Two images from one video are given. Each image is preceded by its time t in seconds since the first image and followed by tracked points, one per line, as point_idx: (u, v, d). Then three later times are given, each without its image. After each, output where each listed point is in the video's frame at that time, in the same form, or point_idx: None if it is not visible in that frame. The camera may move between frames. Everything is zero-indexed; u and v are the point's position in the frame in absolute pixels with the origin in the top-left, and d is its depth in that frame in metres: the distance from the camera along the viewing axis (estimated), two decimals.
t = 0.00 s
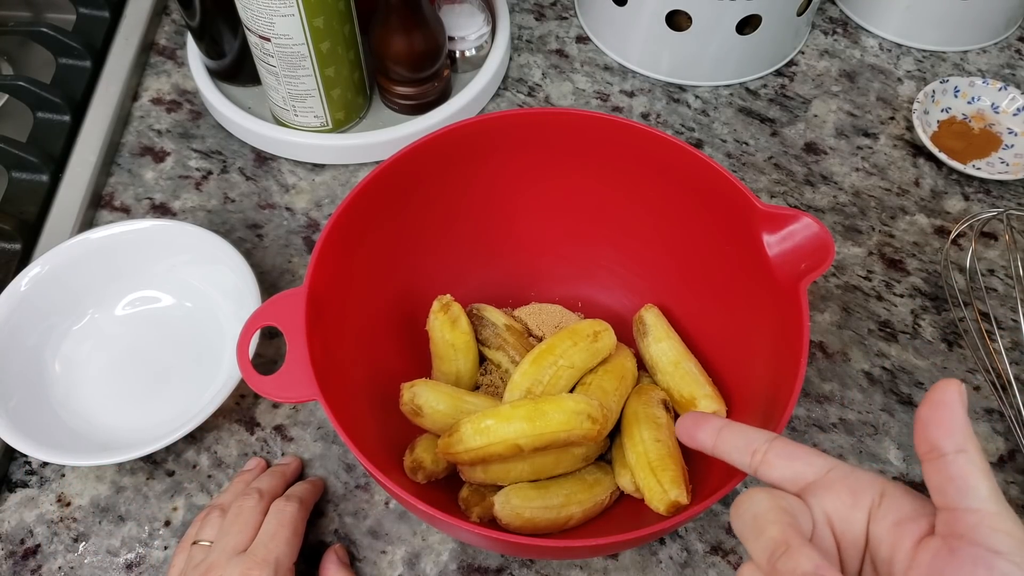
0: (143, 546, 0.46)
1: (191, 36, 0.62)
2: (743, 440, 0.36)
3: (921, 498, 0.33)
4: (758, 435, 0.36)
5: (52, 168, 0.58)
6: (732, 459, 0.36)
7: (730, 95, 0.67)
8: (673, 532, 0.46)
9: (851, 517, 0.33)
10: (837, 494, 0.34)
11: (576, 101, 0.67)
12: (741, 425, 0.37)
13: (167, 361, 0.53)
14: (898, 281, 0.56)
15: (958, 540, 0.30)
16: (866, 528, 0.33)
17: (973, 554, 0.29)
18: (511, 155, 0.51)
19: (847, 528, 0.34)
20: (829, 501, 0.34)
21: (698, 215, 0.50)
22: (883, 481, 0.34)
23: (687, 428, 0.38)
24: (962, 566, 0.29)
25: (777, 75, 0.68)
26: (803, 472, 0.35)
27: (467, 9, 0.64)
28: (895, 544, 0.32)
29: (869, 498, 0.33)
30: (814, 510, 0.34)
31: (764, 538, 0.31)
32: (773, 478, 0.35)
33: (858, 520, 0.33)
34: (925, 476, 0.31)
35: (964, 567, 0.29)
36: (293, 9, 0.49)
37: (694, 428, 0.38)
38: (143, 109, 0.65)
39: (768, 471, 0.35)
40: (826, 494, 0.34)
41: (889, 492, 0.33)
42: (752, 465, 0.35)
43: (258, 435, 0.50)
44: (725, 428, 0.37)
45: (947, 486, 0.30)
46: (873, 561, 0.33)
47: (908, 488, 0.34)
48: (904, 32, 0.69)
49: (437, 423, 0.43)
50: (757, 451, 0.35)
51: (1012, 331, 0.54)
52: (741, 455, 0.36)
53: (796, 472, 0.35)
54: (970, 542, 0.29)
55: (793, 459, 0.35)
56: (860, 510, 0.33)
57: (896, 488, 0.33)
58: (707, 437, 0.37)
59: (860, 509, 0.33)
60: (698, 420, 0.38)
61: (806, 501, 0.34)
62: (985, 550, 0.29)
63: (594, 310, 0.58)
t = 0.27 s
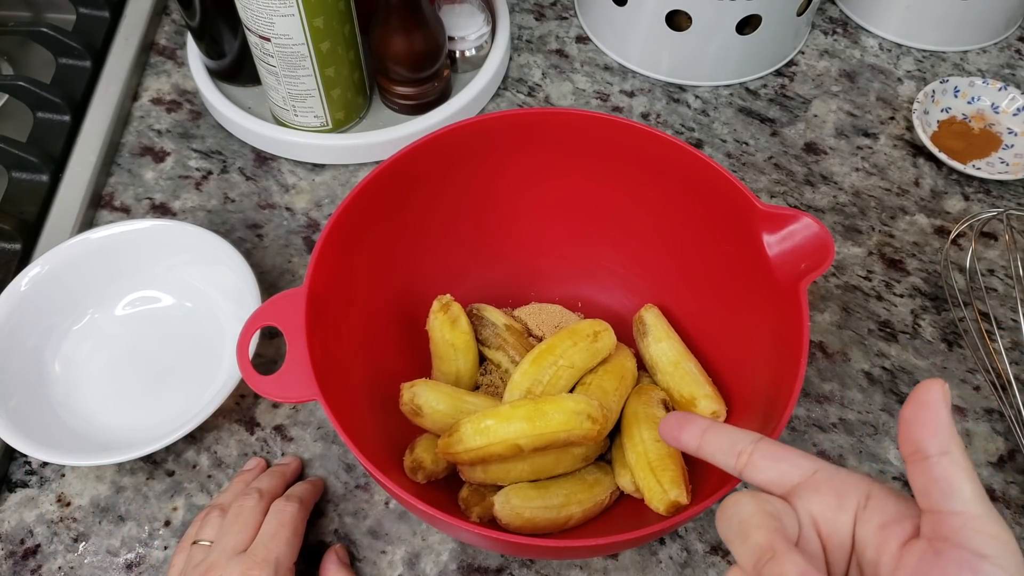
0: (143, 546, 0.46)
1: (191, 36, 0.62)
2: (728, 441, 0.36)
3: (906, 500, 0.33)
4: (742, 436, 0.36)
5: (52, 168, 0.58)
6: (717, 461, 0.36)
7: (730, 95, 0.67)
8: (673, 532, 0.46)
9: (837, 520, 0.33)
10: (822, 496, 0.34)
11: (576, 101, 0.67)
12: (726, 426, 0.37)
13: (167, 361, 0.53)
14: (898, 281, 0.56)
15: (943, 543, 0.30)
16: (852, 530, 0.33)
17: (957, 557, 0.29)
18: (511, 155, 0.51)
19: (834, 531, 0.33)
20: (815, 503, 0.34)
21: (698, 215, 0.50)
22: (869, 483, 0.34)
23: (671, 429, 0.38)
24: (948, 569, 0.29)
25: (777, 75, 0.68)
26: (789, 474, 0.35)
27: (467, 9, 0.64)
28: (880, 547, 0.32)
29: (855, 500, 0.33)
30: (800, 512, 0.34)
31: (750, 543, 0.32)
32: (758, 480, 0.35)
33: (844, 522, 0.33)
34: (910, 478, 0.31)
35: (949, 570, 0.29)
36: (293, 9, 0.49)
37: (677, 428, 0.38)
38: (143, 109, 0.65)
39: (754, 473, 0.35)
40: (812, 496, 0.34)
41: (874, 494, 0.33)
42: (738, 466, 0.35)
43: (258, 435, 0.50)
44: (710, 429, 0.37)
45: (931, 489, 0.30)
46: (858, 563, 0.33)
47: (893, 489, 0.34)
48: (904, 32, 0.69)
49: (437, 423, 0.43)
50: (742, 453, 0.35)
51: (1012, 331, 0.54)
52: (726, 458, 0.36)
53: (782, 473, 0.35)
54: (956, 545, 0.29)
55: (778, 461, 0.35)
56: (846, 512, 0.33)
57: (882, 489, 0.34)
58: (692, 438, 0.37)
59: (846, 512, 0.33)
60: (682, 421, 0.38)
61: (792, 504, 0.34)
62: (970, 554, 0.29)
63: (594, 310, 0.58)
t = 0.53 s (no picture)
0: (142, 546, 0.46)
1: (191, 36, 0.62)
2: (737, 439, 0.35)
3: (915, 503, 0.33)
4: (751, 435, 0.35)
5: (52, 168, 0.58)
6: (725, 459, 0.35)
7: (730, 95, 0.67)
8: (673, 532, 0.46)
9: (845, 521, 0.34)
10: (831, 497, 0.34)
11: (576, 101, 0.67)
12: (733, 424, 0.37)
13: (167, 361, 0.53)
14: (898, 281, 0.56)
15: (952, 547, 0.30)
16: (860, 532, 0.33)
17: (965, 561, 0.29)
18: (510, 155, 0.51)
19: (841, 533, 0.34)
20: (823, 504, 0.34)
21: (698, 215, 0.50)
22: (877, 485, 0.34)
23: (678, 426, 0.37)
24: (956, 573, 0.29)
25: (777, 75, 0.68)
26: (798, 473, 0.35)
27: (468, 9, 0.64)
28: (888, 549, 0.32)
29: (864, 502, 0.34)
30: (808, 513, 0.34)
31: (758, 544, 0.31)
32: (766, 479, 0.35)
33: (853, 524, 0.34)
34: (918, 480, 0.31)
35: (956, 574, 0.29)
36: (293, 9, 0.49)
37: (684, 426, 0.37)
38: (143, 109, 0.65)
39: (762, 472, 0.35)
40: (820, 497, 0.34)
41: (883, 495, 0.34)
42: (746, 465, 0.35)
43: (258, 435, 0.50)
44: (718, 427, 0.36)
45: (940, 492, 0.30)
46: (866, 565, 0.33)
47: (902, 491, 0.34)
48: (904, 32, 0.69)
49: (437, 423, 0.43)
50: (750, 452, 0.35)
51: (1012, 331, 0.54)
52: (735, 457, 0.35)
53: (790, 473, 0.35)
54: (964, 549, 0.30)
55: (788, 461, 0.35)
56: (854, 514, 0.34)
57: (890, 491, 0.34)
58: (699, 438, 0.36)
59: (854, 513, 0.34)
60: (690, 418, 0.37)
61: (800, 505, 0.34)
62: (978, 558, 0.29)
63: (594, 310, 0.58)
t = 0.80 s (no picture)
0: (143, 546, 0.46)
1: (191, 36, 0.62)
2: (743, 439, 0.36)
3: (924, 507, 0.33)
4: (757, 435, 0.36)
5: (52, 168, 0.58)
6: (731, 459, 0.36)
7: (730, 95, 0.67)
8: (673, 532, 0.46)
9: (853, 525, 0.33)
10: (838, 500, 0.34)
11: (576, 101, 0.67)
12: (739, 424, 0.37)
13: (167, 361, 0.53)
14: (898, 281, 0.56)
15: (960, 553, 0.30)
16: (868, 536, 0.33)
17: (972, 567, 0.29)
18: (510, 155, 0.51)
19: (849, 536, 0.33)
20: (831, 507, 0.34)
21: (698, 215, 0.50)
22: (886, 489, 0.34)
23: (683, 425, 0.38)
24: None
25: (777, 75, 0.68)
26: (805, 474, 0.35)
27: (468, 9, 0.64)
28: (896, 554, 0.32)
29: (872, 505, 0.34)
30: (815, 516, 0.34)
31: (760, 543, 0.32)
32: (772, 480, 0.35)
33: (860, 527, 0.33)
34: (925, 484, 0.31)
35: None
36: (293, 9, 0.49)
37: (689, 425, 0.38)
38: (143, 109, 0.65)
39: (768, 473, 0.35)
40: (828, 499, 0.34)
41: (892, 499, 0.33)
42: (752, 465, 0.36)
43: (258, 435, 0.50)
44: (724, 427, 0.37)
45: (946, 496, 0.30)
46: (874, 569, 0.33)
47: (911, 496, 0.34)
48: (904, 31, 0.69)
49: (437, 423, 0.43)
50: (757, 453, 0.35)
51: (1012, 331, 0.54)
52: (740, 457, 0.36)
53: (796, 475, 0.35)
54: (971, 555, 0.29)
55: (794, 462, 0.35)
56: (862, 518, 0.33)
57: (899, 496, 0.34)
58: (705, 437, 0.37)
59: (862, 517, 0.33)
60: (695, 417, 0.38)
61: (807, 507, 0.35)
62: (986, 564, 0.29)
63: (594, 310, 0.58)
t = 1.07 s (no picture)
0: (143, 546, 0.46)
1: (191, 36, 0.62)
2: (805, 429, 0.35)
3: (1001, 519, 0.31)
4: (820, 425, 0.35)
5: (52, 168, 0.58)
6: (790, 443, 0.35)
7: (730, 95, 0.67)
8: (673, 532, 0.46)
9: (921, 532, 0.32)
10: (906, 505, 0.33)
11: (575, 101, 0.67)
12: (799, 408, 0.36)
13: (166, 361, 0.53)
14: (898, 281, 0.56)
15: None
16: (936, 545, 0.32)
17: None
18: (510, 155, 0.51)
19: (914, 543, 0.32)
20: (897, 511, 0.33)
21: (698, 215, 0.50)
22: (961, 497, 0.33)
23: (737, 405, 0.37)
24: None
25: (777, 75, 0.68)
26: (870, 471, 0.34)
27: (468, 9, 0.63)
28: (966, 566, 0.31)
29: (944, 514, 0.32)
30: (878, 519, 0.33)
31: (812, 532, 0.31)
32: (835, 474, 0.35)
33: (928, 535, 0.32)
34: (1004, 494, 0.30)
35: None
36: (293, 9, 0.49)
37: (744, 405, 0.37)
38: (143, 109, 0.65)
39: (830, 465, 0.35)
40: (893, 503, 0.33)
41: (966, 508, 0.32)
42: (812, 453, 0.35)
43: (258, 435, 0.50)
44: (784, 410, 0.35)
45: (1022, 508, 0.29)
46: None
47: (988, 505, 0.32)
48: (904, 31, 0.69)
49: (437, 423, 0.43)
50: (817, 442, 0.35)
51: (1012, 331, 0.54)
52: (801, 445, 0.35)
53: (863, 472, 0.34)
54: None
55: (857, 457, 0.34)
56: (931, 525, 0.32)
57: (975, 505, 0.32)
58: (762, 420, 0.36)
59: (932, 524, 0.32)
60: (751, 398, 0.37)
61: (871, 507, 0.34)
62: None
63: (594, 310, 0.58)
